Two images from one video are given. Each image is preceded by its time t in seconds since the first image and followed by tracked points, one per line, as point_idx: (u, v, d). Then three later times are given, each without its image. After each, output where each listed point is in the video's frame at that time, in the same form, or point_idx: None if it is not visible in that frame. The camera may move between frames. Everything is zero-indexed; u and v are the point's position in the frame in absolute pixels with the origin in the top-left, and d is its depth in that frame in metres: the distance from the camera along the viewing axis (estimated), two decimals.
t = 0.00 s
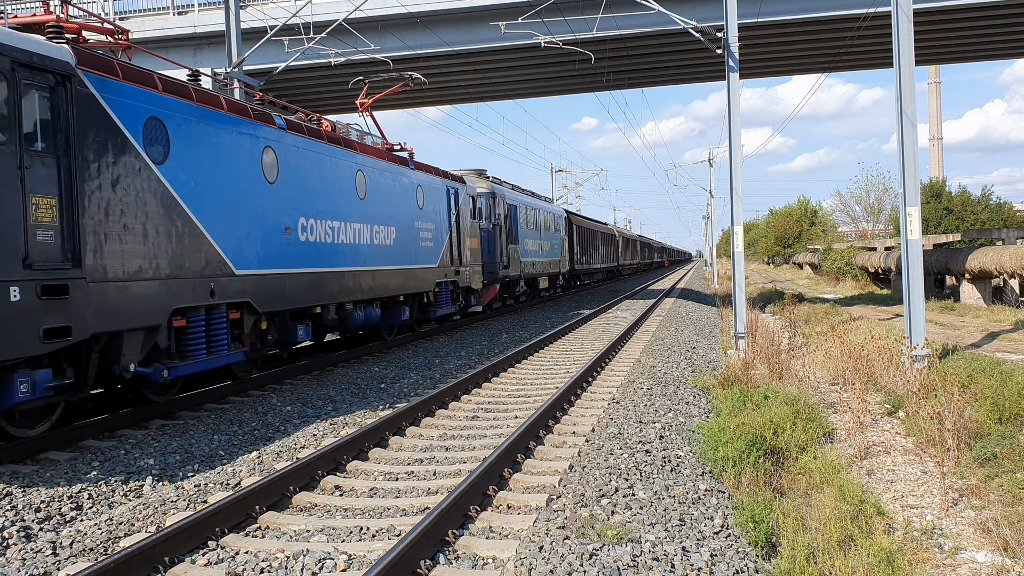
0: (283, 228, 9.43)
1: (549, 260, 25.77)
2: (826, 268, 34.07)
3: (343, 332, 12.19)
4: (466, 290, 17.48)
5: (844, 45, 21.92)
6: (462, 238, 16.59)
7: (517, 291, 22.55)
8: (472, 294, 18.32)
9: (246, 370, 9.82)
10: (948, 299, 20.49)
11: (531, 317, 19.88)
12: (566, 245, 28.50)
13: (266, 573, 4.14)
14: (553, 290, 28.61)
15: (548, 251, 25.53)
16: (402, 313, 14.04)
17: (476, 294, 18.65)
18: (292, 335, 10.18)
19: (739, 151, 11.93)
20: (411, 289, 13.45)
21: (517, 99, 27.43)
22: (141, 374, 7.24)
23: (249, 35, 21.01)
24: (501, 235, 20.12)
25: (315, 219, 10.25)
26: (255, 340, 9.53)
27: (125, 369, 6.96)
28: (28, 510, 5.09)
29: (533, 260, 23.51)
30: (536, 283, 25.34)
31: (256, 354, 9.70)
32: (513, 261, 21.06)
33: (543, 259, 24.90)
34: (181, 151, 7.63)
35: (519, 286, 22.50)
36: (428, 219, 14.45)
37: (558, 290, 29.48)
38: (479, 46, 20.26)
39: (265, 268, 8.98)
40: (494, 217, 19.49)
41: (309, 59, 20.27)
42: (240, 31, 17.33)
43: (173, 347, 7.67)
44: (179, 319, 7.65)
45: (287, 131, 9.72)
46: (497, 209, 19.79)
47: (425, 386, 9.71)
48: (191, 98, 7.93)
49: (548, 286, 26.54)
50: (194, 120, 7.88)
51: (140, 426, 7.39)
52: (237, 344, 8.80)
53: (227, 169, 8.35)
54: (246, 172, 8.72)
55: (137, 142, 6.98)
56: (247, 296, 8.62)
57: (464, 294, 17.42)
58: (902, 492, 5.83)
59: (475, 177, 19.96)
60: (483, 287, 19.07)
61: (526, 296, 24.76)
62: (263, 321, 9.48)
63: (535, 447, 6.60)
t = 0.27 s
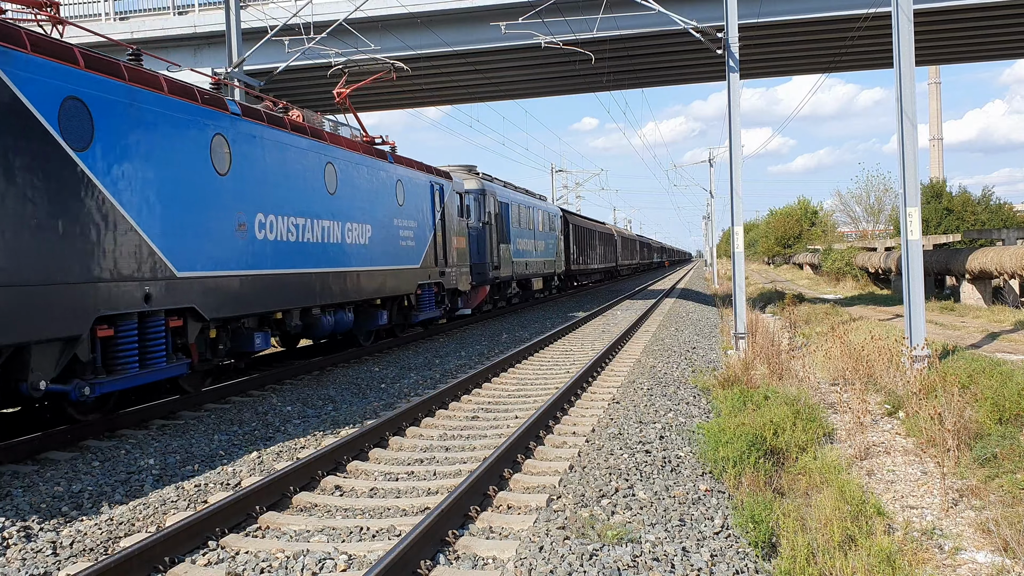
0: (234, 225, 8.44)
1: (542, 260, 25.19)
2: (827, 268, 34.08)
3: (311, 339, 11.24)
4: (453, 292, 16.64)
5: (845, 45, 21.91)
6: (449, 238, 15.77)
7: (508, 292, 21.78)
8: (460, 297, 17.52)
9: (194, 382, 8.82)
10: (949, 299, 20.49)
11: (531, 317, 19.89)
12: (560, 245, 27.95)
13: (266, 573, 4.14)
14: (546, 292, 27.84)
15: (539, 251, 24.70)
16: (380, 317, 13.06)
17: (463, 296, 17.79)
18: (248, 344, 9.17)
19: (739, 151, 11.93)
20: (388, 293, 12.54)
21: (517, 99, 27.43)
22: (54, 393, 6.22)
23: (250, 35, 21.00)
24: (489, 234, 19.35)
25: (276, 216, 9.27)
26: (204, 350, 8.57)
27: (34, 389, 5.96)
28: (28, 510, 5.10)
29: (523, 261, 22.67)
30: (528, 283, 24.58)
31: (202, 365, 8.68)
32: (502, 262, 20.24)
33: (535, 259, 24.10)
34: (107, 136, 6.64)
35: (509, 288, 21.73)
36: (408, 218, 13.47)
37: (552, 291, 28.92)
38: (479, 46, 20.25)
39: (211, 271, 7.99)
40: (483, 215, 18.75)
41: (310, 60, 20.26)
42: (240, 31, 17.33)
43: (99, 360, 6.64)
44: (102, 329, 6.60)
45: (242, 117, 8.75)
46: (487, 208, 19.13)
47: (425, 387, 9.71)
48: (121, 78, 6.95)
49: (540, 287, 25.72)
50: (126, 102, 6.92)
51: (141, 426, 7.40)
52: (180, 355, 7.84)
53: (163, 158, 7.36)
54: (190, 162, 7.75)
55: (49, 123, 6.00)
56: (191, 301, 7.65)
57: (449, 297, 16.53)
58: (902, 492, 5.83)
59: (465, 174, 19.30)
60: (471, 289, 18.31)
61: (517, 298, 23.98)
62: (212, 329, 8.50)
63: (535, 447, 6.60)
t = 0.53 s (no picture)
0: (178, 222, 7.48)
1: (537, 260, 24.48)
2: (828, 269, 34.06)
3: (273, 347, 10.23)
4: (438, 295, 15.70)
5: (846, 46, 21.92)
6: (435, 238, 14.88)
7: (500, 294, 20.92)
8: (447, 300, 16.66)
9: (133, 399, 7.89)
10: (950, 300, 20.49)
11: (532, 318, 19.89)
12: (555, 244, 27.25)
13: (268, 573, 4.14)
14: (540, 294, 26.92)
15: (532, 251, 23.82)
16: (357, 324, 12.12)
17: (449, 299, 16.84)
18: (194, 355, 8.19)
19: (740, 151, 11.93)
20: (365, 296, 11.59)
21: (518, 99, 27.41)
22: None
23: (251, 35, 20.99)
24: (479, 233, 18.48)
25: (230, 213, 8.31)
26: (142, 363, 7.63)
27: None
28: (29, 510, 5.10)
29: (515, 262, 21.76)
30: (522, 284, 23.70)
31: (139, 379, 7.73)
32: (493, 262, 19.34)
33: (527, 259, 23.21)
34: (29, 119, 5.82)
35: (501, 290, 20.85)
36: (387, 215, 12.53)
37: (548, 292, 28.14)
38: (481, 46, 20.25)
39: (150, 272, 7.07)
40: (472, 213, 17.87)
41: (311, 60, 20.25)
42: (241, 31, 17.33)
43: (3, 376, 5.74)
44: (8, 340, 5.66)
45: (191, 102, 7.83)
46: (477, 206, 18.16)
47: (426, 387, 9.71)
48: (83, 66, 6.46)
49: (533, 289, 24.81)
50: (40, 79, 5.96)
51: (143, 426, 7.40)
52: (109, 369, 6.82)
53: (87, 147, 6.39)
54: (122, 151, 6.79)
55: None
56: (120, 309, 6.67)
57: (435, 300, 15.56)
58: (903, 492, 5.83)
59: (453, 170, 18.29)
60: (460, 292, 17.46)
61: (510, 299, 23.08)
62: (149, 338, 7.48)
63: (536, 447, 6.60)
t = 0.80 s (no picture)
0: (103, 217, 6.55)
1: (529, 260, 23.67)
2: (828, 269, 34.03)
3: (226, 356, 9.24)
4: (421, 297, 14.87)
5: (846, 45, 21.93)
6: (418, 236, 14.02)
7: (490, 296, 20.07)
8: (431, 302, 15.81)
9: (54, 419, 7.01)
10: (951, 300, 20.48)
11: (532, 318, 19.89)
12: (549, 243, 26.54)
13: (269, 572, 4.15)
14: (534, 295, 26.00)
15: (523, 250, 22.97)
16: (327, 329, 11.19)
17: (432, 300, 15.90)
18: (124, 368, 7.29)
19: (741, 151, 11.92)
20: (336, 299, 10.66)
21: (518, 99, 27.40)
22: None
23: (251, 35, 20.96)
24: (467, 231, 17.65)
25: (171, 207, 7.38)
26: (61, 380, 6.75)
27: None
28: (30, 510, 5.11)
29: (506, 262, 20.89)
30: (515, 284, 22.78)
31: (59, 396, 6.83)
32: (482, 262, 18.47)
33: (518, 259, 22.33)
34: None
35: (492, 291, 20.02)
36: (362, 213, 11.61)
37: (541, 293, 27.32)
38: (481, 46, 20.26)
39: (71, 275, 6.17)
40: (460, 211, 17.05)
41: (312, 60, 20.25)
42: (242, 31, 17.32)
43: None
44: None
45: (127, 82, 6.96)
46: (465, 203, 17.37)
47: (426, 387, 9.71)
48: None
49: (525, 290, 23.92)
50: None
51: (144, 427, 7.40)
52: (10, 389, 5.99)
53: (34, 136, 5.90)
54: (34, 134, 5.88)
55: None
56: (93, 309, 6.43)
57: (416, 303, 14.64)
58: (904, 492, 5.84)
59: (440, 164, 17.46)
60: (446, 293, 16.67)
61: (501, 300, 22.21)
62: (64, 351, 6.51)
63: (536, 447, 6.60)
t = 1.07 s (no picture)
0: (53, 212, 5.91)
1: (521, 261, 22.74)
2: (829, 269, 34.01)
3: (167, 369, 8.19)
4: (401, 300, 13.93)
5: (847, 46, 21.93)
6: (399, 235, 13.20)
7: (479, 298, 19.15)
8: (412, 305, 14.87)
9: None
10: (951, 300, 20.47)
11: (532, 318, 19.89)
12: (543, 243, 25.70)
13: (269, 573, 4.15)
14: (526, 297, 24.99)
15: (514, 250, 22.06)
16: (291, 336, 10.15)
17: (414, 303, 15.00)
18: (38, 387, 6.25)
19: (741, 151, 11.92)
20: (299, 304, 9.60)
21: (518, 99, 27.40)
22: None
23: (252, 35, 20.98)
24: (454, 230, 16.78)
25: (104, 201, 6.44)
26: None
27: None
28: (30, 510, 5.11)
29: (496, 263, 20.01)
30: (507, 285, 21.81)
31: None
32: (470, 262, 17.57)
33: (509, 260, 21.43)
34: None
35: (481, 293, 19.10)
36: (331, 209, 10.56)
37: (535, 295, 26.30)
38: (481, 46, 20.26)
39: None
40: (446, 207, 16.22)
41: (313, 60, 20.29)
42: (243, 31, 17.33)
43: None
44: None
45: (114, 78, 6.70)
46: (451, 200, 16.47)
47: (427, 387, 9.71)
48: None
49: (517, 292, 22.96)
50: None
51: (143, 427, 7.39)
52: None
53: None
54: None
55: None
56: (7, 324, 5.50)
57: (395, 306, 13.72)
58: (904, 492, 5.84)
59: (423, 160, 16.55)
60: (430, 296, 15.80)
61: (491, 303, 21.22)
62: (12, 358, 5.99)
63: (536, 447, 6.60)
